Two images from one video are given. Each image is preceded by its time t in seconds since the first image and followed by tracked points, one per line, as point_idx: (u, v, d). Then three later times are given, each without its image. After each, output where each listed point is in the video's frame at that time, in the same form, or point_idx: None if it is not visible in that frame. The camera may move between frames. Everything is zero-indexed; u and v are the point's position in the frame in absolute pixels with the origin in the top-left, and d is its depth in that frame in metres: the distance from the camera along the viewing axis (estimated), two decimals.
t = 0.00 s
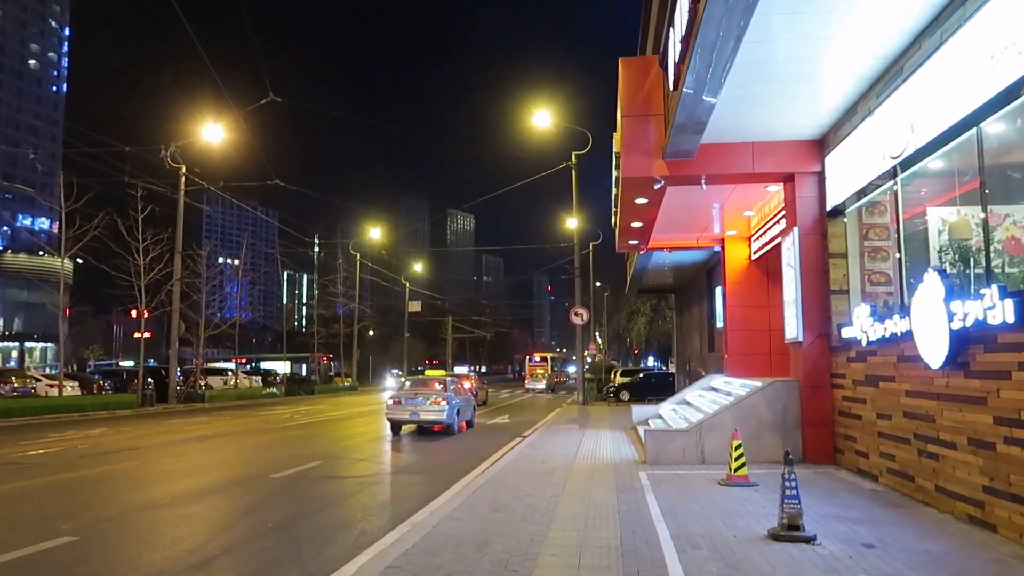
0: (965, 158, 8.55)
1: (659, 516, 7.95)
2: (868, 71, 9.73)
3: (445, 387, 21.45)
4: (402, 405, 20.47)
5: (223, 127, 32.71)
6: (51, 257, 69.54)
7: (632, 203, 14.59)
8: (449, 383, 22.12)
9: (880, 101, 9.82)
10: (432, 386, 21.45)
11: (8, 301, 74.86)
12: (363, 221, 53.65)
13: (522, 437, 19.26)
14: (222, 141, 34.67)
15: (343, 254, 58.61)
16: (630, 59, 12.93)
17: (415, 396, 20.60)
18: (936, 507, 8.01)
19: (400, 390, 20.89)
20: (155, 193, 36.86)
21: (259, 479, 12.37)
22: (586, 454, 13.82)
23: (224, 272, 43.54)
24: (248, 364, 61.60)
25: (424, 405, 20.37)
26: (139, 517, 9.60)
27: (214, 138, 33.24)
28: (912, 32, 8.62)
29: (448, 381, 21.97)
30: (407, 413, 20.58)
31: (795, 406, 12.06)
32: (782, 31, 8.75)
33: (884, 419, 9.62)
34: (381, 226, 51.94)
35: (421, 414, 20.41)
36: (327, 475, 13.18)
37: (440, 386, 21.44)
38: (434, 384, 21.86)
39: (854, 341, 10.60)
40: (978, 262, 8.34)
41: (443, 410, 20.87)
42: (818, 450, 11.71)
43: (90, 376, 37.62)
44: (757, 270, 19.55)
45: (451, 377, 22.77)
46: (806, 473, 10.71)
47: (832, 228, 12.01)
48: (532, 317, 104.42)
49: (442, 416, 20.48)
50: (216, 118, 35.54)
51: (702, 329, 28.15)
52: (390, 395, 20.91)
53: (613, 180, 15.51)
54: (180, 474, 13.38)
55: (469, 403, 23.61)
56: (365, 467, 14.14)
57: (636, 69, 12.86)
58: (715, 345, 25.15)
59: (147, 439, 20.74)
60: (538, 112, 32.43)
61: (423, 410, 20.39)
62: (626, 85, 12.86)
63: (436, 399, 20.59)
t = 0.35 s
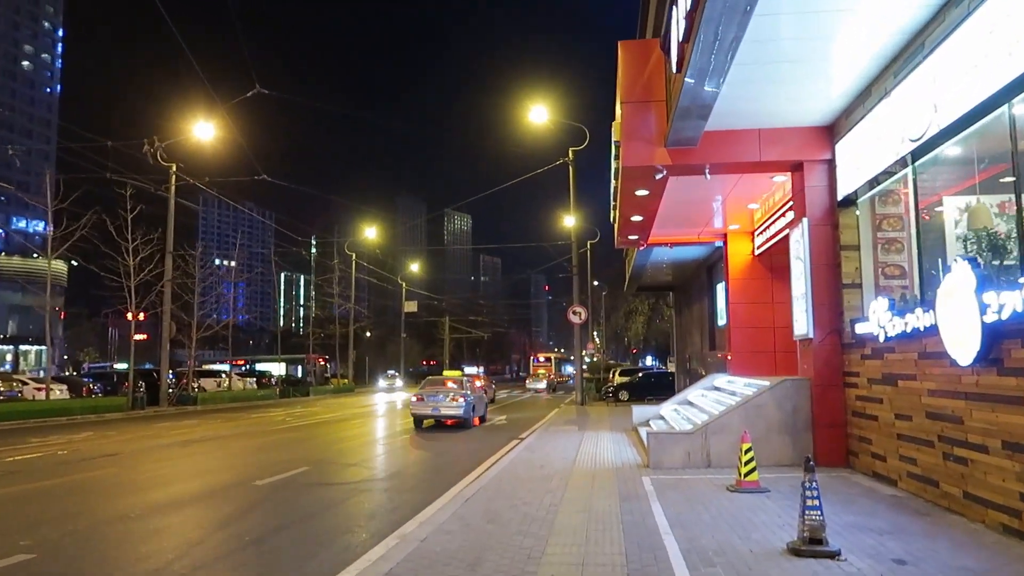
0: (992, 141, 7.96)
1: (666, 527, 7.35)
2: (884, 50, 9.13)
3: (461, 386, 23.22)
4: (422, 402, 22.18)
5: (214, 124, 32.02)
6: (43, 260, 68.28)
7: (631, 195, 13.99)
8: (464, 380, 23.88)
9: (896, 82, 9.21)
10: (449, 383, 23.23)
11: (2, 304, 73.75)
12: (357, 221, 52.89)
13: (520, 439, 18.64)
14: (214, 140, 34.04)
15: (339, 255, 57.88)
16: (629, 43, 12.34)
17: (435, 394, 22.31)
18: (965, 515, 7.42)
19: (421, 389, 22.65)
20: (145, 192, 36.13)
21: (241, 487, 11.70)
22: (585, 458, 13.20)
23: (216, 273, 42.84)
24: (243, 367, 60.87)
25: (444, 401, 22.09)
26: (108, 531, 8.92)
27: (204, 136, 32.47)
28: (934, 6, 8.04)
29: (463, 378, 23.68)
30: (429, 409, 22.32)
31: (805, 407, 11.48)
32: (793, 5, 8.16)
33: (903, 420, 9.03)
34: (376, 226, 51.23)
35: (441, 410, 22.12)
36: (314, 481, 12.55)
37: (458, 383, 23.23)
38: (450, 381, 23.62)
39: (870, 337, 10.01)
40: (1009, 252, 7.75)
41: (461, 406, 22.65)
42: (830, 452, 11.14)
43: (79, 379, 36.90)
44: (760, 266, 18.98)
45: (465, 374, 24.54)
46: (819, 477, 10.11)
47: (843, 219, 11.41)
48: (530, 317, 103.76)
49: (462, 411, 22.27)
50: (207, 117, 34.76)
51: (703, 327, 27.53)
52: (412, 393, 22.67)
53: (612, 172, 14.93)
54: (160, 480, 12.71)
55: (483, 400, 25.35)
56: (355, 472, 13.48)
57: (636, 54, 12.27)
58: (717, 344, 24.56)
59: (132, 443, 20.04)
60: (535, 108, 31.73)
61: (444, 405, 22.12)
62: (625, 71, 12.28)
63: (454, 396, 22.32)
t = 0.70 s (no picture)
0: None
1: (674, 540, 6.79)
2: (905, 30, 8.57)
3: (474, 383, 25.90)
4: (440, 398, 24.93)
5: (207, 119, 31.30)
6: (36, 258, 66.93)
7: (634, 188, 13.42)
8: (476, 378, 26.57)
9: (918, 64, 8.69)
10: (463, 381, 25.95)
11: None
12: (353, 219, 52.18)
13: (518, 441, 18.07)
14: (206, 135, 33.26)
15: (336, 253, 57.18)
16: (632, 27, 11.79)
17: (451, 391, 25.20)
18: (997, 530, 6.85)
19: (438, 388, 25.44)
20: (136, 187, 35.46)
21: (223, 490, 11.11)
22: (585, 462, 12.63)
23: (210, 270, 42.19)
24: (237, 366, 60.23)
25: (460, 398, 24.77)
26: (76, 539, 8.30)
27: (197, 131, 31.79)
28: None
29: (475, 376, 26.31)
30: (446, 405, 25.05)
31: (816, 409, 10.93)
32: None
33: (925, 424, 8.46)
34: (373, 224, 50.56)
35: (456, 405, 24.88)
36: (300, 485, 11.96)
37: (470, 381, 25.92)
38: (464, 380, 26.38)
39: (888, 337, 9.44)
40: None
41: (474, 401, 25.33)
42: (842, 457, 10.58)
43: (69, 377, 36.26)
44: (765, 264, 18.40)
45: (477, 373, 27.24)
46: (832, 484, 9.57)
47: (857, 211, 10.84)
48: (527, 316, 103.10)
49: (475, 406, 24.94)
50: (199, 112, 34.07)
51: (705, 327, 26.97)
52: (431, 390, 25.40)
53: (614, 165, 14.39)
54: (139, 482, 12.09)
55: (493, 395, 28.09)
56: (343, 476, 12.90)
57: (640, 39, 11.72)
58: (720, 344, 24.01)
59: (118, 443, 19.39)
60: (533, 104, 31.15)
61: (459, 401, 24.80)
62: (628, 57, 11.73)
63: (467, 393, 25.06)
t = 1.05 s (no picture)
0: None
1: (684, 561, 6.22)
2: (925, 8, 8.01)
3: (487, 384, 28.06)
4: (455, 398, 27.21)
5: (198, 119, 30.66)
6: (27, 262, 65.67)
7: (634, 182, 12.84)
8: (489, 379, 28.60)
9: (940, 44, 8.13)
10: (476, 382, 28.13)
11: None
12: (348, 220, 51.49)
13: (515, 445, 17.50)
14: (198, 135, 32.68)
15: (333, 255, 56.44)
16: (632, 10, 11.23)
17: (465, 391, 27.33)
18: None
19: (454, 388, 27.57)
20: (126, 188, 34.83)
21: (203, 503, 10.49)
22: (585, 469, 12.06)
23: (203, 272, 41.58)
24: (233, 368, 59.55)
25: (473, 399, 26.98)
26: (40, 561, 7.71)
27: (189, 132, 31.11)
28: None
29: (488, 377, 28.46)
30: (460, 403, 27.27)
31: (828, 412, 10.37)
32: None
33: (950, 429, 7.90)
34: (368, 224, 49.88)
35: (470, 404, 27.13)
36: (287, 496, 11.35)
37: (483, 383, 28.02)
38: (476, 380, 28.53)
39: (908, 335, 8.87)
40: None
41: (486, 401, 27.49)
42: (856, 463, 10.02)
43: (59, 382, 35.64)
44: (769, 261, 17.83)
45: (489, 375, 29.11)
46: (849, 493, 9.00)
47: (871, 203, 10.27)
48: (525, 316, 102.44)
49: (487, 405, 27.03)
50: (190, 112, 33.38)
51: (706, 327, 26.40)
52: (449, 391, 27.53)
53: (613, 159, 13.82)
54: (116, 495, 11.47)
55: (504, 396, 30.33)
56: (332, 486, 12.28)
57: (639, 23, 11.17)
58: (722, 344, 23.44)
59: (102, 449, 18.73)
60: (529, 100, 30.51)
61: (473, 401, 26.98)
62: (627, 42, 11.17)
63: (480, 393, 27.24)
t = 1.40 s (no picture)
0: None
1: None
2: None
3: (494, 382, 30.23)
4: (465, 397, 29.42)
5: (190, 116, 30.11)
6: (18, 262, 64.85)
7: (633, 173, 12.28)
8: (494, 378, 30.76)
9: (961, 20, 7.57)
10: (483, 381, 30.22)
11: None
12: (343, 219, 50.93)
13: (510, 449, 16.95)
14: (189, 132, 32.12)
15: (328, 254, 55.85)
16: None
17: (475, 390, 29.50)
18: None
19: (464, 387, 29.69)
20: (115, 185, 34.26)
21: (177, 513, 9.87)
22: (583, 474, 11.50)
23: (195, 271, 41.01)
24: (227, 369, 58.97)
25: (485, 396, 29.18)
26: None
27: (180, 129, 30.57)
28: None
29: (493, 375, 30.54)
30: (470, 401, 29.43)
31: (839, 415, 9.82)
32: None
33: (974, 435, 7.35)
34: (363, 223, 49.32)
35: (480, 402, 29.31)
36: (269, 503, 10.78)
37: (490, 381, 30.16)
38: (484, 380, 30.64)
39: (926, 334, 8.31)
40: None
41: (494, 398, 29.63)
42: (868, 469, 9.47)
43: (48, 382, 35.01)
44: (773, 258, 17.27)
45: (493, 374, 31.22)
46: (863, 503, 8.45)
47: (883, 193, 9.71)
48: (522, 317, 101.94)
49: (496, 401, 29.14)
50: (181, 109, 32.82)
51: (707, 327, 25.89)
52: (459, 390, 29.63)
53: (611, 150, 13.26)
54: (87, 502, 10.86)
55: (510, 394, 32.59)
56: (317, 492, 11.68)
57: (639, 5, 10.61)
58: (723, 344, 22.89)
59: (84, 453, 18.16)
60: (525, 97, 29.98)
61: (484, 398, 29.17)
62: (627, 25, 10.61)
63: (489, 391, 29.39)
